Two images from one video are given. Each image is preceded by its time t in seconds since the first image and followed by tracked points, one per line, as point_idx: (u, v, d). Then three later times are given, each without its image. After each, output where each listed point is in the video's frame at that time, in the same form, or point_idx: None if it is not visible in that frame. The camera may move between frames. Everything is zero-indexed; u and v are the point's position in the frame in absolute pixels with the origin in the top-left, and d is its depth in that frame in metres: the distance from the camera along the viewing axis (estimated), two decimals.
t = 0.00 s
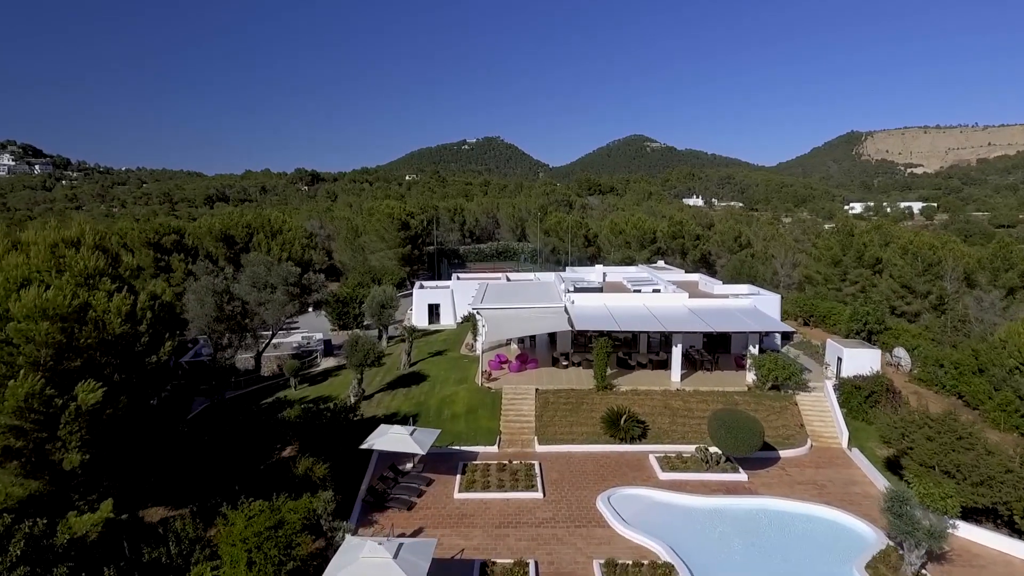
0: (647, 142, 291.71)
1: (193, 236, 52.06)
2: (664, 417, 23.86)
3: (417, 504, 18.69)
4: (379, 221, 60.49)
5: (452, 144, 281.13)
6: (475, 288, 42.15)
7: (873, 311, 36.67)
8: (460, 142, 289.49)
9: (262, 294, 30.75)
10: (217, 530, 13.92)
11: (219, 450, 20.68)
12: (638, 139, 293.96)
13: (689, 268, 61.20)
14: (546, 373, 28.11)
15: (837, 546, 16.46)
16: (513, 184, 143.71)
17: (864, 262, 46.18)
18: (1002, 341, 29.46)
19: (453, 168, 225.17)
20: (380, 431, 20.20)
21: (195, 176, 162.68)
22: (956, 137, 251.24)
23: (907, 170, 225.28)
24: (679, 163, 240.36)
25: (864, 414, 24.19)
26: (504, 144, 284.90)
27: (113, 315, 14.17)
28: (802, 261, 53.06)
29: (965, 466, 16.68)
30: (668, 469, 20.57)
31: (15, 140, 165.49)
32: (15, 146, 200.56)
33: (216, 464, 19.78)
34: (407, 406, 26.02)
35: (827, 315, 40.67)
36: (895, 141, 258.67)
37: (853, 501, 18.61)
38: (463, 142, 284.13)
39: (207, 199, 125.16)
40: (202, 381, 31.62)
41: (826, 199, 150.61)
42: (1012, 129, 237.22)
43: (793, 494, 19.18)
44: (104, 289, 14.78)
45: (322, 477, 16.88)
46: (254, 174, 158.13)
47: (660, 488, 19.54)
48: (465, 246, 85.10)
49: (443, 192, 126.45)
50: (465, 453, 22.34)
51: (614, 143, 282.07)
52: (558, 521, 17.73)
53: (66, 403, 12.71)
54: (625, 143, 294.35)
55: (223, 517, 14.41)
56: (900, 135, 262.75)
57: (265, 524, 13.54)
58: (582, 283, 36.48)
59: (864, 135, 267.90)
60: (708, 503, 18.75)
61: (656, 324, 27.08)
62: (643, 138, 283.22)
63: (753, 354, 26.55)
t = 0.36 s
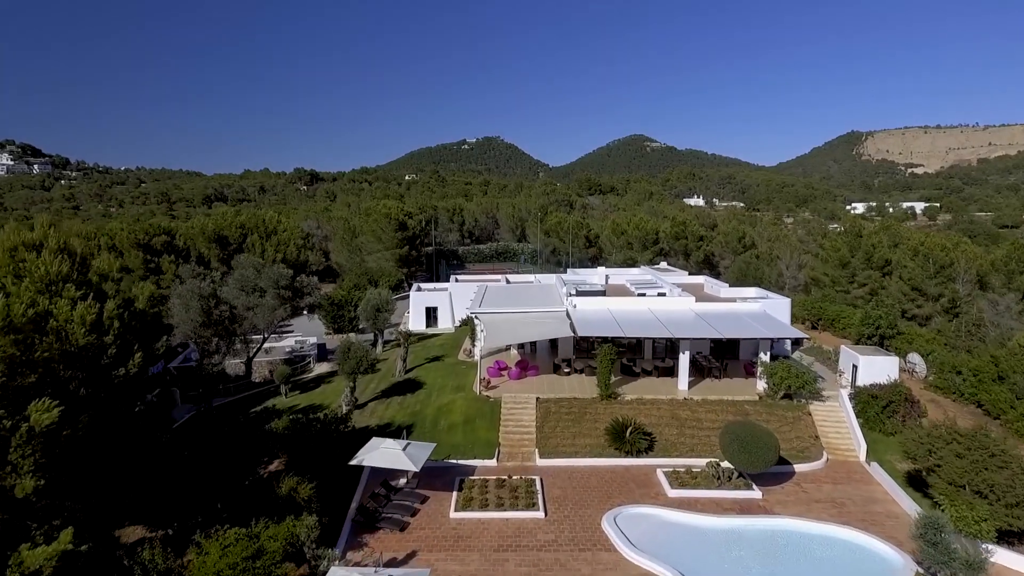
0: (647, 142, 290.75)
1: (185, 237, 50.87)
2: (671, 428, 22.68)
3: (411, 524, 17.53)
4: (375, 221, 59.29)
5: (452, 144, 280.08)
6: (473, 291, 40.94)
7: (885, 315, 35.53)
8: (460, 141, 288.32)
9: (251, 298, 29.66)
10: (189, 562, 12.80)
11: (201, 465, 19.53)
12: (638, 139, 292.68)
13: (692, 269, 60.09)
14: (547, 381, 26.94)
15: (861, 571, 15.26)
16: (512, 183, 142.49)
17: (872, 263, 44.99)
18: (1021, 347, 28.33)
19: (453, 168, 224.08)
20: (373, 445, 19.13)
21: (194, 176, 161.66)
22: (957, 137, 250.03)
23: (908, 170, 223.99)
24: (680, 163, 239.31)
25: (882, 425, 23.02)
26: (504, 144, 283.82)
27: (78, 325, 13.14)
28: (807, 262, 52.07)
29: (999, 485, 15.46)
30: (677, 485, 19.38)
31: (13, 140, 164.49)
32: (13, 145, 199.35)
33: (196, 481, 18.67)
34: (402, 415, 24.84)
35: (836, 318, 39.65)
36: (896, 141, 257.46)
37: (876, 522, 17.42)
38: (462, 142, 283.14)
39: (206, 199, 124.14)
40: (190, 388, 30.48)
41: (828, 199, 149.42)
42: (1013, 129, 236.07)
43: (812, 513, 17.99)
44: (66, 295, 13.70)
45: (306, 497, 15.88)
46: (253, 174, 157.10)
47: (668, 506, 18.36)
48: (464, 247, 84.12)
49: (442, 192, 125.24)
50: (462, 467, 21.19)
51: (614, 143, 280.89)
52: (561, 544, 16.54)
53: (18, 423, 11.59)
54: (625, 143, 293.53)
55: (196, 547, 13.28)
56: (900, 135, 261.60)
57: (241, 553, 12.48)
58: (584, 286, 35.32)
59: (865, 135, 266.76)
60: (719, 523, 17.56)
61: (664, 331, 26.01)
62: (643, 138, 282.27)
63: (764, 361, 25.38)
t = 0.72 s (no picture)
0: (647, 142, 289.61)
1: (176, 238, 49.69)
2: (680, 441, 21.51)
3: (403, 547, 16.34)
4: (372, 221, 58.09)
5: (452, 143, 278.99)
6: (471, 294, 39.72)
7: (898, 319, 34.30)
8: (460, 141, 287.12)
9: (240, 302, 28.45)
10: None
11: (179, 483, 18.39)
12: (637, 139, 291.56)
13: (695, 271, 58.92)
14: (548, 390, 25.75)
15: None
16: (512, 183, 141.25)
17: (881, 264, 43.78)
18: None
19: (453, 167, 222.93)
20: (362, 462, 17.98)
21: (193, 176, 160.53)
22: (957, 137, 248.73)
23: (909, 170, 222.69)
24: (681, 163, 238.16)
25: (901, 437, 21.83)
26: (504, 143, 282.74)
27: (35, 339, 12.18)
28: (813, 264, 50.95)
29: None
30: (687, 504, 18.18)
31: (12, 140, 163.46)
32: (11, 145, 198.12)
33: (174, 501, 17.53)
34: (395, 426, 23.63)
35: (845, 322, 38.73)
36: (896, 141, 256.18)
37: (902, 546, 16.21)
38: (463, 142, 282.14)
39: (204, 199, 122.93)
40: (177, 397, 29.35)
41: (829, 199, 148.05)
42: (1015, 129, 234.78)
43: (832, 535, 16.78)
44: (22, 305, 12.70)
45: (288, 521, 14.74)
46: (252, 174, 155.98)
47: (678, 528, 17.11)
48: (463, 247, 83.02)
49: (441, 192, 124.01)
50: (459, 483, 20.01)
51: (615, 143, 279.73)
52: (563, 571, 15.30)
53: None
54: (625, 143, 292.45)
55: None
56: (901, 135, 260.45)
57: None
58: (586, 289, 34.10)
59: (866, 135, 265.57)
60: (734, 547, 16.29)
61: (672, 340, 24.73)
62: (644, 138, 281.18)
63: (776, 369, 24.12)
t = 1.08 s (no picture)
0: (647, 142, 288.50)
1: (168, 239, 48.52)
2: (688, 455, 20.38)
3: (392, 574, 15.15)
4: (368, 221, 56.91)
5: (452, 143, 277.88)
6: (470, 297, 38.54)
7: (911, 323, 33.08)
8: (460, 141, 286.07)
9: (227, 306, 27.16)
10: None
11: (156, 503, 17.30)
12: (638, 139, 290.40)
13: (699, 272, 57.73)
14: (549, 399, 24.63)
15: None
16: (512, 183, 140.02)
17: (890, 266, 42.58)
18: None
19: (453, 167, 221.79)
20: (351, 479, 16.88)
21: (191, 176, 159.44)
22: (959, 136, 247.48)
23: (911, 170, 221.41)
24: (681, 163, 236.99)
25: (921, 451, 20.66)
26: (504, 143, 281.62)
27: None
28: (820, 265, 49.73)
29: None
30: (698, 525, 17.01)
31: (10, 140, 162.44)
32: (10, 146, 197.14)
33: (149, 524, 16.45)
34: (388, 438, 22.44)
35: (856, 326, 37.67)
36: (897, 141, 254.99)
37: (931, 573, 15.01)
38: (462, 141, 281.10)
39: (202, 199, 121.75)
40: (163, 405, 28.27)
41: (831, 199, 146.82)
42: (1017, 128, 233.58)
43: (855, 561, 15.59)
44: None
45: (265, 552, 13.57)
46: (251, 174, 154.89)
47: (689, 552, 15.90)
48: (462, 248, 81.96)
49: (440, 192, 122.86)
50: (454, 501, 18.85)
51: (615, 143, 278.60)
52: None
53: None
54: (626, 143, 291.32)
55: None
56: (903, 134, 259.26)
57: None
58: (588, 292, 32.91)
59: (867, 135, 264.36)
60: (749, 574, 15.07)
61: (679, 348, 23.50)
62: (644, 137, 280.08)
63: (788, 378, 22.93)
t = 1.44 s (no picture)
0: (647, 142, 287.41)
1: (158, 241, 47.31)
2: (698, 471, 19.21)
3: None
4: (365, 222, 55.73)
5: (452, 143, 276.88)
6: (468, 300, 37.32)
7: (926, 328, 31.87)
8: (460, 140, 285.12)
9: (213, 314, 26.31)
10: None
11: (126, 526, 16.03)
12: (637, 139, 289.89)
13: (702, 273, 56.58)
14: (550, 409, 23.43)
15: None
16: (511, 183, 138.88)
17: (900, 268, 41.42)
18: None
19: (452, 167, 220.74)
20: (337, 499, 15.69)
21: (189, 176, 158.40)
22: (960, 136, 246.45)
23: (912, 170, 220.28)
24: (682, 163, 235.98)
25: (944, 466, 19.48)
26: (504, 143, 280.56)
27: None
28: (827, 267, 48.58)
29: None
30: (710, 549, 15.81)
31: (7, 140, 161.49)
32: (8, 145, 196.02)
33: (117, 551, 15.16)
34: (379, 452, 21.22)
35: (866, 330, 36.56)
36: (897, 140, 253.90)
37: None
38: (462, 142, 280.18)
39: (200, 199, 120.73)
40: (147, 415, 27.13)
41: (832, 199, 145.78)
42: (1018, 128, 232.50)
43: None
44: None
45: None
46: (249, 174, 153.83)
47: None
48: (460, 249, 80.97)
49: (439, 192, 121.75)
50: (448, 521, 17.65)
51: (615, 143, 277.53)
52: None
53: None
54: (626, 143, 290.29)
55: None
56: (904, 134, 258.29)
57: None
58: (590, 296, 31.72)
59: (868, 135, 263.41)
60: None
61: (690, 357, 22.26)
62: (644, 138, 279.14)
63: (802, 387, 21.75)
